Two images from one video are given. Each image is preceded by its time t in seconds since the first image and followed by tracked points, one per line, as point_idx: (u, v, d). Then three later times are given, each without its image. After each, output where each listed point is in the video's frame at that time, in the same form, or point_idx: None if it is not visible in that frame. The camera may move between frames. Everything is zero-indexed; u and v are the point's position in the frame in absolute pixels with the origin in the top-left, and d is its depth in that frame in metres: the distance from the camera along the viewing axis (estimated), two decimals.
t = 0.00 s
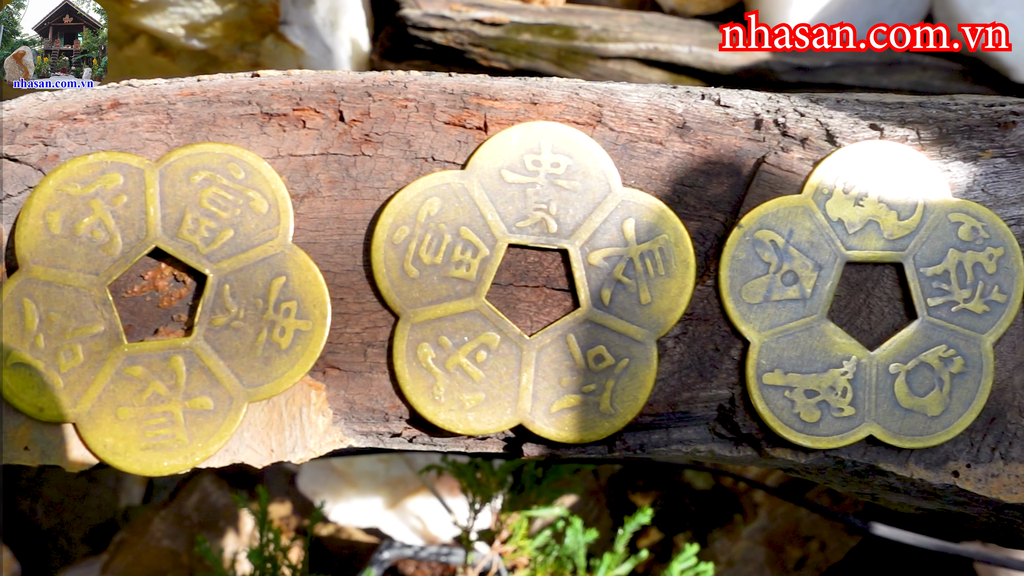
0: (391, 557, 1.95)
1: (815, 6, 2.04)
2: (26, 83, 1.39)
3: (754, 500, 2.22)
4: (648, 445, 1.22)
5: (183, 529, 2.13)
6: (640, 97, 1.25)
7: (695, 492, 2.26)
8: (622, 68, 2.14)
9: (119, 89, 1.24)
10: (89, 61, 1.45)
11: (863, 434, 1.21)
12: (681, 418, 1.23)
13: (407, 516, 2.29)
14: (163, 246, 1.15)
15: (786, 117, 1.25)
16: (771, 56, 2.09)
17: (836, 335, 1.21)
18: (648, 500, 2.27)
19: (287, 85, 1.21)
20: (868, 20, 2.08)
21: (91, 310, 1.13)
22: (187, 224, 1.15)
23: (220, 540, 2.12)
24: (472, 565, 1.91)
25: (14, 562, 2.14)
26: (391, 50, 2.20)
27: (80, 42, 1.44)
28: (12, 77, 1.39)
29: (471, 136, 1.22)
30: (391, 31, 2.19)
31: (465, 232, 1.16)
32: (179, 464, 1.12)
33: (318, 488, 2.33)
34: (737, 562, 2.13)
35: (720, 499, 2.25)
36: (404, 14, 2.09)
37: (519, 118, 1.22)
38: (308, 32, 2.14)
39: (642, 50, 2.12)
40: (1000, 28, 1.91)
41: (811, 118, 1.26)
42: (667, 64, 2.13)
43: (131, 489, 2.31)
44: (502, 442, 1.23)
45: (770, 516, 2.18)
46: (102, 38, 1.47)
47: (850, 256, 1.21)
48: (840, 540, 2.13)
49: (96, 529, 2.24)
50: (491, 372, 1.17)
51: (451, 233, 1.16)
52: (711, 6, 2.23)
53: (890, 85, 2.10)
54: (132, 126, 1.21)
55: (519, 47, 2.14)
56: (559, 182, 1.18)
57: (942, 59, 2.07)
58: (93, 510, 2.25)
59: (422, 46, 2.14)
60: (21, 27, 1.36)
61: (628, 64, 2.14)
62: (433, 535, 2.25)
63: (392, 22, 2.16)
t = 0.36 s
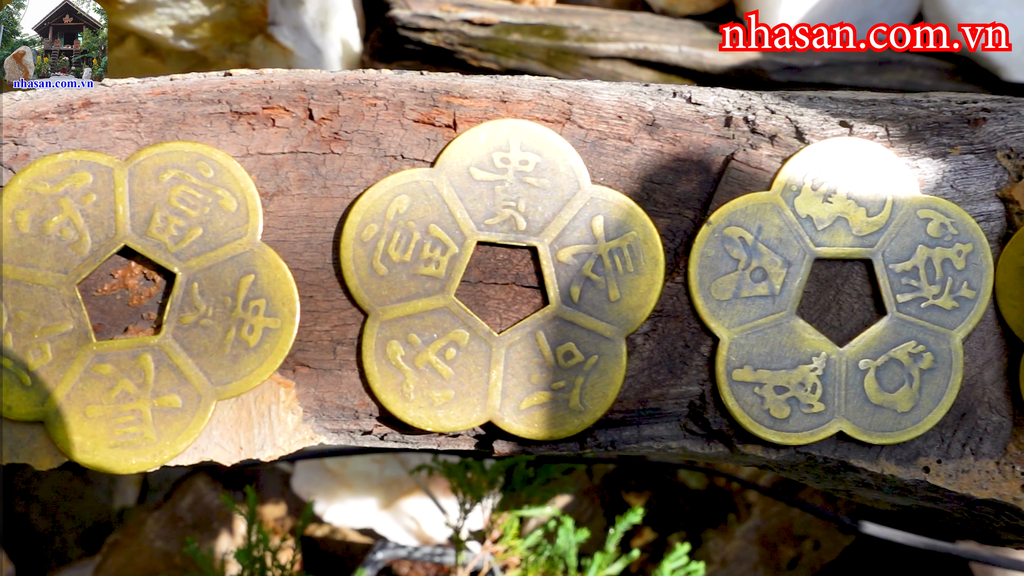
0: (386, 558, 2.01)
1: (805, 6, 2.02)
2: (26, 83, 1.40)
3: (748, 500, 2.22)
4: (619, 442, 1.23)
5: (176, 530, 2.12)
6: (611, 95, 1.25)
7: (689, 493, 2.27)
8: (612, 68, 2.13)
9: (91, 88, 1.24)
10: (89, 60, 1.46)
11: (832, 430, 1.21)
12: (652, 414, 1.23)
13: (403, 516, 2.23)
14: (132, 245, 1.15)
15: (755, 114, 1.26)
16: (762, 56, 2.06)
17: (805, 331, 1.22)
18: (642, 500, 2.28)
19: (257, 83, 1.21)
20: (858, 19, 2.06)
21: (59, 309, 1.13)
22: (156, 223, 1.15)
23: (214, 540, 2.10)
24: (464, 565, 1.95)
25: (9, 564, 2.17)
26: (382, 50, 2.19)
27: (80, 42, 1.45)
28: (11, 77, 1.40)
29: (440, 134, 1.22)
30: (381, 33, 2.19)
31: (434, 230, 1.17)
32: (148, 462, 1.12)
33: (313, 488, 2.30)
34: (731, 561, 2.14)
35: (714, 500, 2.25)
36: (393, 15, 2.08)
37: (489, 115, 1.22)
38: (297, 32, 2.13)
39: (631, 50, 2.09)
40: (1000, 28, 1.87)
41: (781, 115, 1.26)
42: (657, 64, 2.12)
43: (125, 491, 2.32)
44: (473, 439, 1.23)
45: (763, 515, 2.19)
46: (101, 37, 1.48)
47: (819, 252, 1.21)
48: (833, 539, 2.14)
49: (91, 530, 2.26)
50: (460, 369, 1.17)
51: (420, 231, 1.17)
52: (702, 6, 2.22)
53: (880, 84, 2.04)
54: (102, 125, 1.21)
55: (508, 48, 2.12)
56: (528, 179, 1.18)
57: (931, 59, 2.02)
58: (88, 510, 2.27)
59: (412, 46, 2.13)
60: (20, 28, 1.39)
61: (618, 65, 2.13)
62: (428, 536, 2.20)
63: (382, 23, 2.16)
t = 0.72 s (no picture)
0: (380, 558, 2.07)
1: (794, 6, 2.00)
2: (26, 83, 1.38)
3: (741, 499, 2.24)
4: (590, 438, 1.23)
5: (169, 531, 2.13)
6: (583, 93, 1.26)
7: (682, 492, 2.31)
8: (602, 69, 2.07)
9: (64, 88, 1.24)
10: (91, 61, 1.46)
11: (804, 425, 1.21)
12: (624, 410, 1.24)
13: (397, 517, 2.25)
14: (103, 243, 1.15)
15: (726, 111, 1.26)
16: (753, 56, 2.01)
17: (775, 327, 1.22)
18: (635, 500, 2.30)
19: (229, 82, 1.22)
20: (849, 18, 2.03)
21: (30, 307, 1.13)
22: (127, 221, 1.16)
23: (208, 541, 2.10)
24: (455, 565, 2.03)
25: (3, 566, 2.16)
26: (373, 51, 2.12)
27: (80, 42, 1.45)
28: (12, 77, 1.39)
29: (412, 132, 1.23)
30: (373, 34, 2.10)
31: (405, 227, 1.17)
32: (119, 459, 1.12)
33: (307, 490, 2.31)
34: (725, 560, 2.11)
35: (708, 499, 2.29)
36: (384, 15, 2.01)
37: (460, 114, 1.23)
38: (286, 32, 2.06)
39: (621, 50, 2.04)
40: (1000, 28, 1.85)
41: (753, 113, 1.27)
42: (648, 64, 2.07)
43: (119, 492, 2.34)
44: (447, 436, 1.23)
45: (756, 514, 2.18)
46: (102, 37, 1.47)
47: (788, 249, 1.22)
48: (827, 539, 2.13)
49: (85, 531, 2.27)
50: (432, 366, 1.17)
51: (391, 229, 1.17)
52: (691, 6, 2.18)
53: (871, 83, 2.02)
54: (74, 125, 1.21)
55: (499, 48, 2.06)
56: (499, 177, 1.18)
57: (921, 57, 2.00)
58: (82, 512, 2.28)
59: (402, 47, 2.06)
60: (21, 27, 1.37)
61: (608, 65, 2.08)
62: (422, 537, 2.22)
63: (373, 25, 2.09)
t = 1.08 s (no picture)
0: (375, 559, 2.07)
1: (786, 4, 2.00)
2: (25, 82, 1.40)
3: (736, 499, 2.24)
4: (565, 435, 1.24)
5: (165, 532, 2.13)
6: (558, 92, 1.27)
7: (677, 492, 2.33)
8: (593, 69, 2.04)
9: (40, 89, 1.25)
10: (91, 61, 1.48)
11: (777, 422, 1.22)
12: (599, 408, 1.24)
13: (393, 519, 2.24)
14: (79, 243, 1.16)
15: (700, 110, 1.27)
16: (743, 55, 2.01)
17: (747, 324, 1.23)
18: (630, 500, 2.35)
19: (205, 82, 1.22)
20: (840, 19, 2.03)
21: (5, 307, 1.14)
22: (102, 221, 1.16)
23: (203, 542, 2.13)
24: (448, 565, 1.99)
25: None
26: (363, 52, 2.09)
27: (80, 42, 1.46)
28: (12, 76, 1.40)
29: (386, 131, 1.23)
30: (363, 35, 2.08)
31: (378, 226, 1.18)
32: (93, 457, 1.13)
33: (302, 491, 2.31)
34: (719, 560, 2.12)
35: (703, 499, 2.30)
36: (374, 17, 2.00)
37: (434, 113, 1.23)
38: (277, 35, 2.04)
39: (611, 50, 2.03)
40: (1000, 28, 1.86)
41: (726, 111, 1.28)
42: (638, 64, 2.05)
43: (116, 494, 2.36)
44: (423, 434, 1.24)
45: (751, 514, 2.18)
46: (102, 37, 1.49)
47: (761, 246, 1.22)
48: (823, 538, 2.15)
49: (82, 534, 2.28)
50: (405, 365, 1.18)
51: (365, 227, 1.18)
52: (683, 6, 2.16)
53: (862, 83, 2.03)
54: (51, 125, 1.21)
55: (490, 49, 2.05)
56: (473, 176, 1.19)
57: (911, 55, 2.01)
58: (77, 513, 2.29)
59: (394, 48, 2.04)
60: (21, 27, 1.39)
61: (598, 65, 2.05)
62: (419, 538, 2.19)
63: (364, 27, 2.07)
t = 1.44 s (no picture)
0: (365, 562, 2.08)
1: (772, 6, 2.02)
2: (26, 82, 1.41)
3: (726, 500, 2.26)
4: (536, 434, 1.24)
5: (154, 536, 2.13)
6: (528, 94, 1.28)
7: (669, 495, 2.31)
8: (579, 71, 2.08)
9: (11, 91, 1.25)
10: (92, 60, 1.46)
11: (745, 420, 1.23)
12: (569, 407, 1.25)
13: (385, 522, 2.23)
14: (48, 245, 1.16)
15: (668, 111, 1.28)
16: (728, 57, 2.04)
17: (715, 323, 1.24)
18: (620, 501, 2.33)
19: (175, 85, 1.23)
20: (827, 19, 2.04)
21: None
22: (71, 223, 1.17)
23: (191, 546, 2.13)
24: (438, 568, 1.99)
25: None
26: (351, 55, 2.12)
27: (80, 42, 1.45)
28: (12, 76, 1.41)
29: (355, 133, 1.24)
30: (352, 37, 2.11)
31: (347, 228, 1.18)
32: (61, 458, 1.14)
33: (294, 494, 2.30)
34: (710, 561, 2.15)
35: (693, 499, 2.30)
36: (362, 19, 2.03)
37: (403, 114, 1.24)
38: (264, 37, 2.03)
39: (598, 54, 2.04)
40: (1000, 28, 1.87)
41: (695, 113, 1.29)
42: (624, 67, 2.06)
43: (105, 499, 2.35)
44: (394, 434, 1.24)
45: (741, 515, 2.20)
46: (102, 36, 1.47)
47: (728, 246, 1.24)
48: (812, 539, 2.17)
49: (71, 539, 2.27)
50: (374, 365, 1.18)
51: (334, 228, 1.18)
52: (669, 10, 2.16)
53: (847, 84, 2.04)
54: (21, 127, 1.21)
55: (477, 52, 2.06)
56: (442, 177, 1.20)
57: (897, 58, 2.02)
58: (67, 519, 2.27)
59: (381, 51, 2.07)
60: (20, 27, 1.39)
61: (585, 68, 2.07)
62: (411, 541, 2.19)
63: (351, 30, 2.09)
